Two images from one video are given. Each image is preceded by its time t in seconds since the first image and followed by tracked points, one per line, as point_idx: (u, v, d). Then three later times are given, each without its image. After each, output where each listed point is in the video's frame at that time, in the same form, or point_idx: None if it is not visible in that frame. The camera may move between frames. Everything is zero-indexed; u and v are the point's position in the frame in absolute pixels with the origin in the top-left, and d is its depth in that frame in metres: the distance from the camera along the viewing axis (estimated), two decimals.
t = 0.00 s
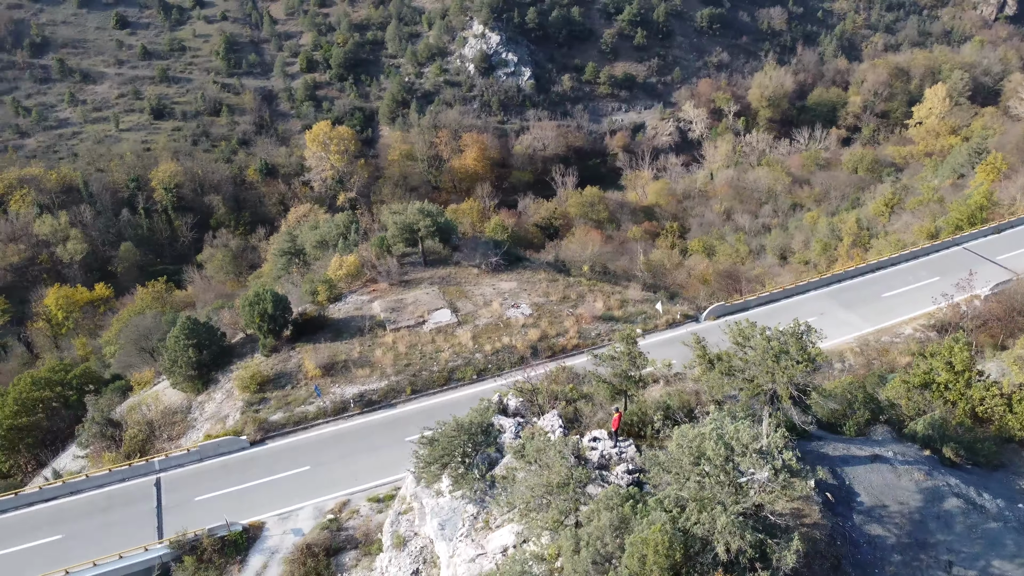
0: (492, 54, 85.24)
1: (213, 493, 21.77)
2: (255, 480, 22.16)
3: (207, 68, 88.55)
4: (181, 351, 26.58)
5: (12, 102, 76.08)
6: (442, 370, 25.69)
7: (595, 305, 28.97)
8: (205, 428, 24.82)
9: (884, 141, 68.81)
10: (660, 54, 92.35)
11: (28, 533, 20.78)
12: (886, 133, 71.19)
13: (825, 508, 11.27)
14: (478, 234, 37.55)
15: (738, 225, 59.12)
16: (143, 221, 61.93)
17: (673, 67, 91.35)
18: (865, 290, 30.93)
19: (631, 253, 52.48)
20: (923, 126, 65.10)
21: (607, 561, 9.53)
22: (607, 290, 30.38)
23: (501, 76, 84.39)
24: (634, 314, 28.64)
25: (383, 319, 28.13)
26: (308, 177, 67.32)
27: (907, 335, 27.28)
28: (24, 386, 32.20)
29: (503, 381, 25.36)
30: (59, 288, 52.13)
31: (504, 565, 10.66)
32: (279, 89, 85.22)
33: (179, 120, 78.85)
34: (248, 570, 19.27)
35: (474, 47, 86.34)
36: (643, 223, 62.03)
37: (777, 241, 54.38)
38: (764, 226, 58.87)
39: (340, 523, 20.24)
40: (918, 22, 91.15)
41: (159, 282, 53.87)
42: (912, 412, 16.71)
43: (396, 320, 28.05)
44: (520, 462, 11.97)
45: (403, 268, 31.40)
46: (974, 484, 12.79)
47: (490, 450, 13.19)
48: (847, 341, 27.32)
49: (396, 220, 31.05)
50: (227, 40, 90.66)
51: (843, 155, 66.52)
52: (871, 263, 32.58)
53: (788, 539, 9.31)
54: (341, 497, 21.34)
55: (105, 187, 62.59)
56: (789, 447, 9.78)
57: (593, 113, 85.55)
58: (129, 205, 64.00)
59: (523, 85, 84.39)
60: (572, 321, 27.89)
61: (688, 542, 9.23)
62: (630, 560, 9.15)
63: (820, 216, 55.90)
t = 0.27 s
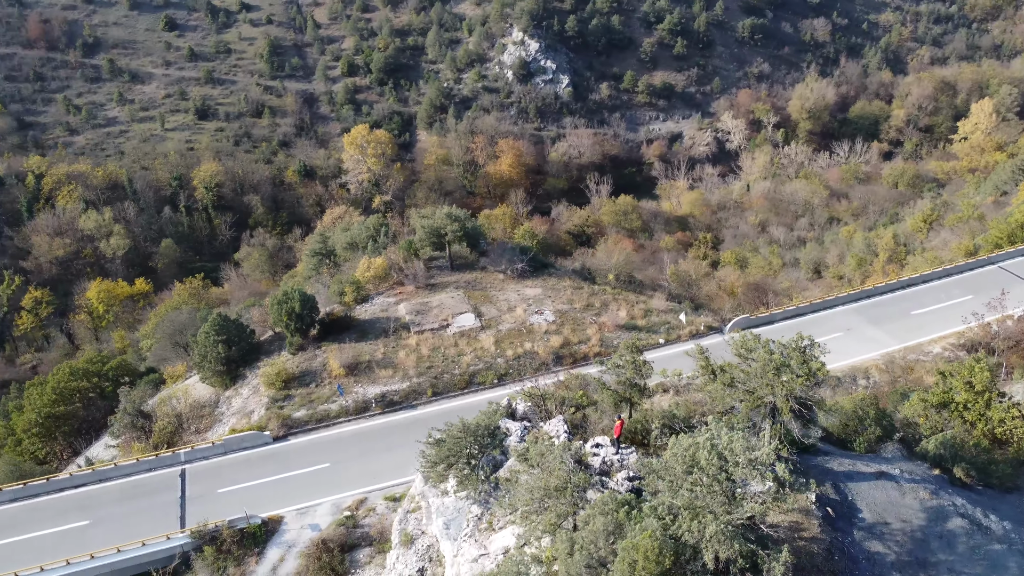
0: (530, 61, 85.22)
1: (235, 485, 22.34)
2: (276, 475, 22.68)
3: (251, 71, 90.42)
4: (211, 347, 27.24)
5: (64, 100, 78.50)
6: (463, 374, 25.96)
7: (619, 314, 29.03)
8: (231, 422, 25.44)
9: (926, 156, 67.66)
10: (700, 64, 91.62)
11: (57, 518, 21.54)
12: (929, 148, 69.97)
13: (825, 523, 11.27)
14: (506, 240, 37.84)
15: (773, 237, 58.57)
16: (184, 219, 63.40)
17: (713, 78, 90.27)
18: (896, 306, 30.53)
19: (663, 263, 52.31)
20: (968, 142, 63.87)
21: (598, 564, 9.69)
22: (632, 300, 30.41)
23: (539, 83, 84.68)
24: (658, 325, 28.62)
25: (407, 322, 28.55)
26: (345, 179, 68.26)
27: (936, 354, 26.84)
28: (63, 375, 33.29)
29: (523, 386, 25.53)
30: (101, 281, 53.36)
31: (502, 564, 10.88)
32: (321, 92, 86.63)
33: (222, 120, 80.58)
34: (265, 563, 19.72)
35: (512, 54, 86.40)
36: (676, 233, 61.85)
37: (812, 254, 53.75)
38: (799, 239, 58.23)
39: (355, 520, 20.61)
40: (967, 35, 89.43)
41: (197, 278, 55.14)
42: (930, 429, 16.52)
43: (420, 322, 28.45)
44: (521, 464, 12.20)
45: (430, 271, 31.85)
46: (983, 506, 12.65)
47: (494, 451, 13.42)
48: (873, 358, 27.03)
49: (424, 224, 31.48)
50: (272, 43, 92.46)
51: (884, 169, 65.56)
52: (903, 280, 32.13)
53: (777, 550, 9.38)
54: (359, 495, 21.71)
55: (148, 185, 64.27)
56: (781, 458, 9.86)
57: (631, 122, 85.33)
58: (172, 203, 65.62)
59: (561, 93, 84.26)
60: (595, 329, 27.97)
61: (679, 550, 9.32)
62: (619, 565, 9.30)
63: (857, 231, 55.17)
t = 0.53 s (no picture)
0: (567, 69, 85.33)
1: (256, 480, 22.84)
2: (296, 472, 23.13)
3: (293, 75, 92.06)
4: (239, 344, 27.90)
5: (112, 100, 80.68)
6: (483, 378, 26.19)
7: (641, 323, 29.05)
8: (255, 418, 26.05)
9: (969, 172, 66.43)
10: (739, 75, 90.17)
11: (85, 505, 22.29)
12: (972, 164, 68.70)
13: (824, 537, 11.25)
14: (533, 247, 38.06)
15: (807, 251, 57.91)
16: (223, 218, 64.69)
17: (752, 89, 88.64)
18: (924, 324, 30.14)
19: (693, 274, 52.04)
20: (1012, 158, 62.59)
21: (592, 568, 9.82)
22: (655, 310, 30.41)
23: (576, 91, 84.82)
24: (680, 335, 28.54)
25: (431, 325, 28.95)
26: (380, 183, 69.05)
27: (964, 374, 26.39)
28: (100, 367, 34.30)
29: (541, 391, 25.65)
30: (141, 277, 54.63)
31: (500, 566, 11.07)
32: (360, 96, 87.84)
33: (263, 123, 82.13)
34: (281, 557, 20.15)
35: (550, 61, 86.63)
36: (709, 244, 61.51)
37: (846, 268, 53.05)
38: (834, 254, 57.48)
39: (371, 519, 20.96)
40: (1015, 50, 87.65)
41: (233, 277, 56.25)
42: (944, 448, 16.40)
43: (443, 326, 28.82)
44: (523, 468, 12.41)
45: (456, 276, 32.25)
46: (988, 527, 12.55)
47: (499, 454, 13.73)
48: (898, 376, 26.71)
49: (451, 229, 31.90)
50: (314, 48, 94.04)
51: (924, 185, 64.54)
52: (934, 297, 31.72)
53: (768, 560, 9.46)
54: (376, 494, 22.07)
55: (189, 184, 65.76)
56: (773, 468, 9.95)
57: (667, 132, 84.92)
58: (211, 203, 67.05)
59: (597, 101, 84.18)
60: (617, 338, 28.03)
61: (668, 556, 9.44)
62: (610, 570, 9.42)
63: (894, 246, 54.35)
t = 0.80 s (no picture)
0: (603, 77, 85.28)
1: (276, 476, 23.35)
2: (314, 469, 23.60)
3: (331, 79, 93.46)
4: (265, 342, 28.54)
5: (155, 101, 82.71)
6: (502, 383, 26.41)
7: (662, 333, 29.05)
8: (278, 415, 26.62)
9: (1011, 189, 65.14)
10: (778, 86, 88.72)
11: (111, 493, 23.01)
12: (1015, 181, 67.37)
13: (820, 550, 11.27)
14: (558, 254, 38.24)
15: (840, 264, 57.18)
16: (258, 219, 65.90)
17: (789, 100, 87.56)
18: (951, 342, 29.76)
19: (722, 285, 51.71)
20: None
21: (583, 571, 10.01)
22: (677, 320, 30.40)
23: (611, 100, 84.75)
24: (702, 346, 28.46)
25: (453, 329, 29.30)
26: (413, 187, 69.72)
27: (990, 394, 25.95)
28: (133, 361, 35.25)
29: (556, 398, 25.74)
30: (177, 275, 55.89)
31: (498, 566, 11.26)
32: (396, 101, 88.86)
33: (301, 126, 83.50)
34: (297, 551, 20.59)
35: (586, 70, 86.80)
36: (740, 256, 61.10)
37: (880, 282, 52.30)
38: (868, 268, 56.68)
39: (386, 518, 21.34)
40: None
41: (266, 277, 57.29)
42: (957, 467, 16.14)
43: (465, 330, 29.15)
44: (523, 471, 12.64)
45: (479, 281, 32.61)
46: (992, 547, 12.49)
47: (503, 457, 14.03)
48: (922, 393, 26.39)
49: (475, 234, 32.24)
50: (353, 53, 95.40)
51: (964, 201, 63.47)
52: (962, 316, 31.33)
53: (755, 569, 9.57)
54: (392, 494, 22.40)
55: (227, 185, 67.15)
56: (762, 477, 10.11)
57: (702, 142, 84.32)
58: (247, 203, 68.36)
59: (632, 110, 83.96)
60: (637, 348, 28.08)
61: (657, 561, 9.61)
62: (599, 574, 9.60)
63: (929, 262, 53.49)
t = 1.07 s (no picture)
0: (636, 85, 85.12)
1: (293, 472, 23.85)
2: (331, 466, 24.05)
3: (367, 83, 94.64)
4: (288, 341, 29.14)
5: (196, 103, 84.51)
6: (519, 387, 26.61)
7: (681, 342, 29.05)
8: (299, 412, 27.17)
9: None
10: (814, 97, 87.76)
11: (134, 483, 23.69)
12: None
13: (814, 561, 11.31)
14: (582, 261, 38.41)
15: (872, 277, 56.39)
16: (291, 219, 66.96)
17: (825, 111, 86.58)
18: (976, 359, 29.31)
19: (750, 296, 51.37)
20: None
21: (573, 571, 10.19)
22: (697, 329, 30.40)
23: (644, 108, 84.57)
24: (721, 356, 28.41)
25: (473, 332, 29.66)
26: (444, 192, 70.30)
27: (1015, 413, 25.49)
28: (164, 355, 36.18)
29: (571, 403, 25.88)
30: (210, 273, 57.06)
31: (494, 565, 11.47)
32: (430, 106, 89.72)
33: (336, 129, 84.69)
34: (310, 546, 21.01)
35: (620, 77, 86.81)
36: (769, 267, 60.63)
37: (911, 296, 51.48)
38: (901, 282, 55.81)
39: (398, 516, 21.67)
40: None
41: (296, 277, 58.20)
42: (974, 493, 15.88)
43: (485, 334, 29.47)
44: (522, 472, 12.89)
45: (501, 286, 32.95)
46: (991, 564, 12.44)
47: (506, 459, 14.39)
48: (943, 409, 26.01)
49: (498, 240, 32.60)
50: (389, 58, 96.48)
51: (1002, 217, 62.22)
52: (988, 333, 30.84)
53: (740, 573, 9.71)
54: (405, 493, 22.74)
55: (262, 185, 68.36)
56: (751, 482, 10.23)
57: (735, 151, 83.68)
58: (281, 204, 69.54)
59: (665, 119, 83.67)
60: (656, 356, 28.07)
61: (644, 563, 9.75)
62: None
63: (963, 278, 52.54)
